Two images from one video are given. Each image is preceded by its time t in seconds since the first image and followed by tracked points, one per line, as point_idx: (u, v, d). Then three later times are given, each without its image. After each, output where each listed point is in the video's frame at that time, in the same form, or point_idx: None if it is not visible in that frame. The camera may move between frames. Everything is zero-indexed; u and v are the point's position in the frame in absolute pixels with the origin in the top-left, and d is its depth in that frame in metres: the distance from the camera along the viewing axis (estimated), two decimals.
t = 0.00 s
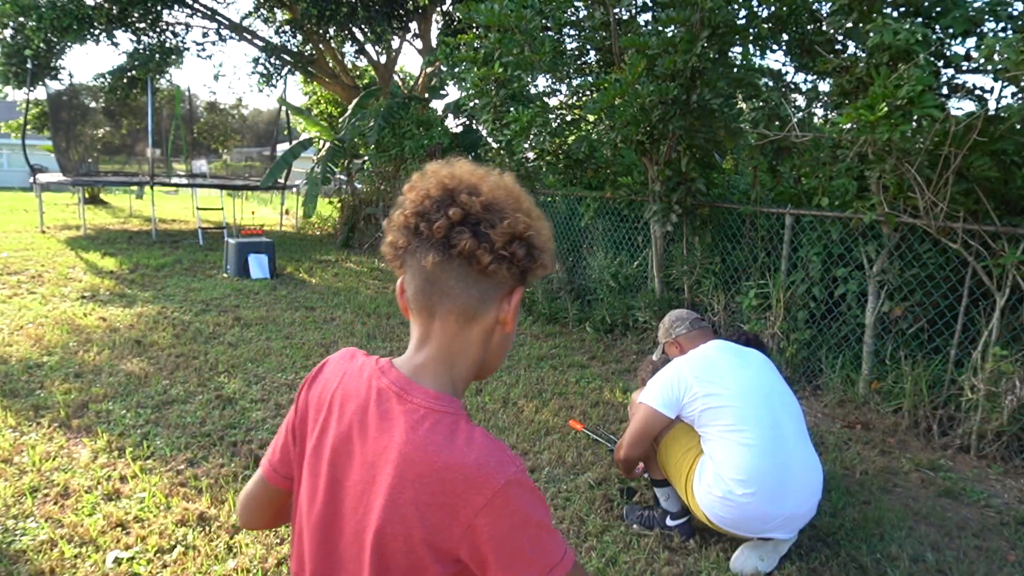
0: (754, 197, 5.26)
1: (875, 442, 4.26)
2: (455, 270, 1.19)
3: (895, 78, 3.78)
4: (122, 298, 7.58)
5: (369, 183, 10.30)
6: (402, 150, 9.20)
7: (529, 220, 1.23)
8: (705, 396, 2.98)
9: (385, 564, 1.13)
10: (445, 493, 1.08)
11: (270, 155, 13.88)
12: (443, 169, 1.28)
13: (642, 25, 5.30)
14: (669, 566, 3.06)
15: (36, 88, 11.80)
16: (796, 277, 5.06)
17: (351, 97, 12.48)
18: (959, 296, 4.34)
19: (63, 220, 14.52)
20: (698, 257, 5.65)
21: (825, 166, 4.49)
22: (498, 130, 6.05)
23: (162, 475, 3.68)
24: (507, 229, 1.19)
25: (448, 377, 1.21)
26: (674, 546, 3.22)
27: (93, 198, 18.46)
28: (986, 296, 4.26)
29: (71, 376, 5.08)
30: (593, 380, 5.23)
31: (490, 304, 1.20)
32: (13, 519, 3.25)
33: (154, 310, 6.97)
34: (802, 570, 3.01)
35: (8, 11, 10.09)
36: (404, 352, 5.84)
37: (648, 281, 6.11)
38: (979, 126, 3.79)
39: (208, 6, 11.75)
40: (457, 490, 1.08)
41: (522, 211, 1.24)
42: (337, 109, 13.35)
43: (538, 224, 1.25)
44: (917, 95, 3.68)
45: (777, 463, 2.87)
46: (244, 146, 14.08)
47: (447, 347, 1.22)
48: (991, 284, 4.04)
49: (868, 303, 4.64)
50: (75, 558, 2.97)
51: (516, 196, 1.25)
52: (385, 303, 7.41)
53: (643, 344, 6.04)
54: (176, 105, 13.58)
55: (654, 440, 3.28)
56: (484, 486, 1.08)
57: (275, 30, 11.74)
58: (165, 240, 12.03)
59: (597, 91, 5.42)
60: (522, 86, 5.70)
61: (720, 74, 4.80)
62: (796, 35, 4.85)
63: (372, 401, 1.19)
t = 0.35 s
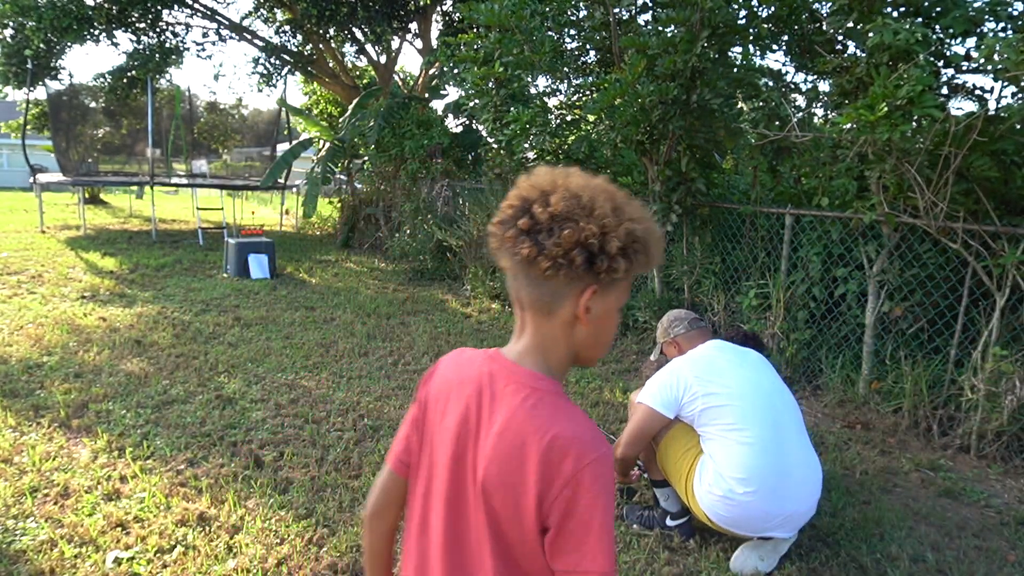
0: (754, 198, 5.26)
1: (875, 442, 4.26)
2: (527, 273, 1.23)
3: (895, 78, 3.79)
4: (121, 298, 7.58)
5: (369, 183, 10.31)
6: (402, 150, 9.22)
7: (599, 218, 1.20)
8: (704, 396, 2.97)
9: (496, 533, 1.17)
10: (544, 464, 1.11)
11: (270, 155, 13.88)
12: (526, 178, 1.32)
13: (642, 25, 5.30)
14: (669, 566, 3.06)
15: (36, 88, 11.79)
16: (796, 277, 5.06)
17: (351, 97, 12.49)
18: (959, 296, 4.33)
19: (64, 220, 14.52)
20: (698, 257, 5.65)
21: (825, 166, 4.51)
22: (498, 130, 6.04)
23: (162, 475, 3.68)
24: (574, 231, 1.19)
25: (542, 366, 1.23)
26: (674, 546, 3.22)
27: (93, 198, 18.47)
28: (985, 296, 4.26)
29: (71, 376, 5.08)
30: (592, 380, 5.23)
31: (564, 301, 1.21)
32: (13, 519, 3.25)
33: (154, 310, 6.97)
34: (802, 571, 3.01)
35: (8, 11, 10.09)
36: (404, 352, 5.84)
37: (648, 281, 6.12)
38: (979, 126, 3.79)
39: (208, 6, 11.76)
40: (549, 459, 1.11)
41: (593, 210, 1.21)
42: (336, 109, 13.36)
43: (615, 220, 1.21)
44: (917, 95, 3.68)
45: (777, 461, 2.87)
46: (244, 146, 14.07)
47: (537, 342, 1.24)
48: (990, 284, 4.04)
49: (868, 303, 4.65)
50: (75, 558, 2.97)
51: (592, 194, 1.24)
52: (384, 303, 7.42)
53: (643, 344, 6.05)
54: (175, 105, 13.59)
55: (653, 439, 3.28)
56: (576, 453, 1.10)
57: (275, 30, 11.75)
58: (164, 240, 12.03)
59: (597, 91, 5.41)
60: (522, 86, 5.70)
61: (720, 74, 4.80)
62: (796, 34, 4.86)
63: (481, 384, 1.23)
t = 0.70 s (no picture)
0: (754, 198, 5.25)
1: (875, 442, 4.26)
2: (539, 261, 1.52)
3: (895, 78, 3.80)
4: (122, 298, 7.59)
5: (369, 183, 10.31)
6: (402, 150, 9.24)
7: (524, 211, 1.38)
8: (703, 396, 2.99)
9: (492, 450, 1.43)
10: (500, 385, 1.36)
11: (270, 155, 13.88)
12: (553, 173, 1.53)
13: (642, 25, 5.30)
14: (668, 566, 3.07)
15: (36, 88, 11.80)
16: (796, 277, 5.07)
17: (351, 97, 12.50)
18: (959, 296, 4.34)
19: (64, 220, 14.52)
20: (698, 257, 5.66)
21: (825, 166, 4.54)
22: (498, 130, 6.05)
23: (162, 475, 3.68)
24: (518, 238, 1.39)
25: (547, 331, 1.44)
26: (674, 546, 3.22)
27: (93, 198, 18.48)
28: (985, 296, 4.26)
29: (71, 376, 5.09)
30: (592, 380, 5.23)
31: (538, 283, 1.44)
32: (13, 519, 3.25)
33: (154, 310, 6.98)
34: (802, 570, 3.01)
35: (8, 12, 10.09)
36: (405, 352, 5.84)
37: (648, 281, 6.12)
38: (979, 126, 3.79)
39: (208, 6, 11.77)
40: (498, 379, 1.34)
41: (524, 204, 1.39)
42: (336, 109, 13.36)
43: (532, 211, 1.35)
44: (917, 95, 3.68)
45: (775, 463, 2.88)
46: (244, 146, 14.06)
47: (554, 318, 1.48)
48: (990, 284, 4.04)
49: (868, 303, 4.65)
50: (75, 558, 2.97)
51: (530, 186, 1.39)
52: (384, 303, 7.42)
53: (643, 344, 6.04)
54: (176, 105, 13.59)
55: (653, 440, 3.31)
56: (508, 377, 1.32)
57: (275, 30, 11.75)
58: (165, 240, 12.03)
59: (597, 91, 5.41)
60: (521, 86, 5.70)
61: (720, 74, 4.79)
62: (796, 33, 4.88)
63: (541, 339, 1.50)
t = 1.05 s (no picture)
0: (755, 198, 5.25)
1: (875, 442, 4.26)
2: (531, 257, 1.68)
3: (895, 78, 3.79)
4: (121, 298, 7.58)
5: (369, 183, 10.30)
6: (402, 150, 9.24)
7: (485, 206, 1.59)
8: (701, 396, 3.00)
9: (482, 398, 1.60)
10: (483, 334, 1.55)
11: (270, 155, 13.87)
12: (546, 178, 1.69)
13: (642, 25, 5.30)
14: (668, 566, 3.06)
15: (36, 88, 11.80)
16: (796, 277, 5.07)
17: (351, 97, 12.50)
18: (959, 296, 4.33)
19: (64, 220, 14.51)
20: (698, 257, 5.65)
21: (825, 166, 4.54)
22: (498, 130, 6.04)
23: (162, 475, 3.68)
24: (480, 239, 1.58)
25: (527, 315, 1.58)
26: (674, 546, 3.22)
27: (93, 198, 18.48)
28: (986, 296, 4.26)
29: (71, 376, 5.08)
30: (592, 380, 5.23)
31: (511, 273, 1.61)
32: (13, 519, 3.25)
33: (154, 310, 6.97)
34: (802, 570, 3.01)
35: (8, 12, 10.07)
36: (405, 352, 5.84)
37: (648, 281, 6.12)
38: (979, 126, 3.79)
39: (208, 6, 11.77)
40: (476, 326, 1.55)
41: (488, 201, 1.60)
42: (336, 109, 13.36)
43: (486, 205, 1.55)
44: (917, 95, 3.67)
45: (771, 466, 2.87)
46: (244, 146, 14.04)
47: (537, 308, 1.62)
48: (990, 285, 4.04)
49: (868, 303, 4.65)
50: (75, 558, 2.97)
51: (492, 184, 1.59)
52: (384, 303, 7.42)
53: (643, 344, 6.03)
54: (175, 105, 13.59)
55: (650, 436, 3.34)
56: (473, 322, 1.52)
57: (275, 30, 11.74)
58: (165, 240, 12.03)
59: (597, 91, 5.41)
60: (521, 85, 5.69)
61: (720, 74, 4.79)
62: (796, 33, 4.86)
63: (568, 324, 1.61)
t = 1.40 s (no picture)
0: (755, 198, 5.25)
1: (875, 442, 4.26)
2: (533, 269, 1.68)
3: (894, 79, 3.79)
4: (121, 298, 7.58)
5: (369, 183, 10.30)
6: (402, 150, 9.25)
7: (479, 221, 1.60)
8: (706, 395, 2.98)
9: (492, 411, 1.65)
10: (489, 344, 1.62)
11: (270, 155, 13.87)
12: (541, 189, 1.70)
13: (642, 26, 5.30)
14: (669, 566, 3.06)
15: (36, 89, 11.80)
16: (796, 277, 5.08)
17: (351, 97, 12.51)
18: (959, 296, 4.34)
19: (64, 220, 14.51)
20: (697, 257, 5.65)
21: (825, 166, 4.55)
22: (498, 130, 6.04)
23: (163, 475, 3.68)
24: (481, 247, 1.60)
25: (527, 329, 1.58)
26: (674, 546, 3.22)
27: (93, 198, 18.48)
28: (985, 296, 4.26)
29: (71, 376, 5.08)
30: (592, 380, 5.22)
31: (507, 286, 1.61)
32: (13, 519, 3.25)
33: (154, 310, 6.97)
34: (802, 570, 3.01)
35: (8, 12, 10.06)
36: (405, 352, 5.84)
37: (648, 281, 6.12)
38: (979, 126, 3.79)
39: (208, 6, 11.77)
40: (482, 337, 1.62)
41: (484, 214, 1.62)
42: (336, 109, 13.36)
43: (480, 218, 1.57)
44: (917, 95, 3.68)
45: (778, 463, 2.88)
46: (244, 146, 14.04)
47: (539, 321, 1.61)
48: (990, 284, 4.04)
49: (868, 303, 4.65)
50: (75, 558, 2.97)
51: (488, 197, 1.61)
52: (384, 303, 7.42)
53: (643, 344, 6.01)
54: (175, 104, 13.61)
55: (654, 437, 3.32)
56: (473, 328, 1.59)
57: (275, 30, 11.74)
58: (165, 240, 12.02)
59: (597, 92, 5.41)
60: (521, 85, 5.69)
61: (720, 74, 4.79)
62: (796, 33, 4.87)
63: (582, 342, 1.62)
